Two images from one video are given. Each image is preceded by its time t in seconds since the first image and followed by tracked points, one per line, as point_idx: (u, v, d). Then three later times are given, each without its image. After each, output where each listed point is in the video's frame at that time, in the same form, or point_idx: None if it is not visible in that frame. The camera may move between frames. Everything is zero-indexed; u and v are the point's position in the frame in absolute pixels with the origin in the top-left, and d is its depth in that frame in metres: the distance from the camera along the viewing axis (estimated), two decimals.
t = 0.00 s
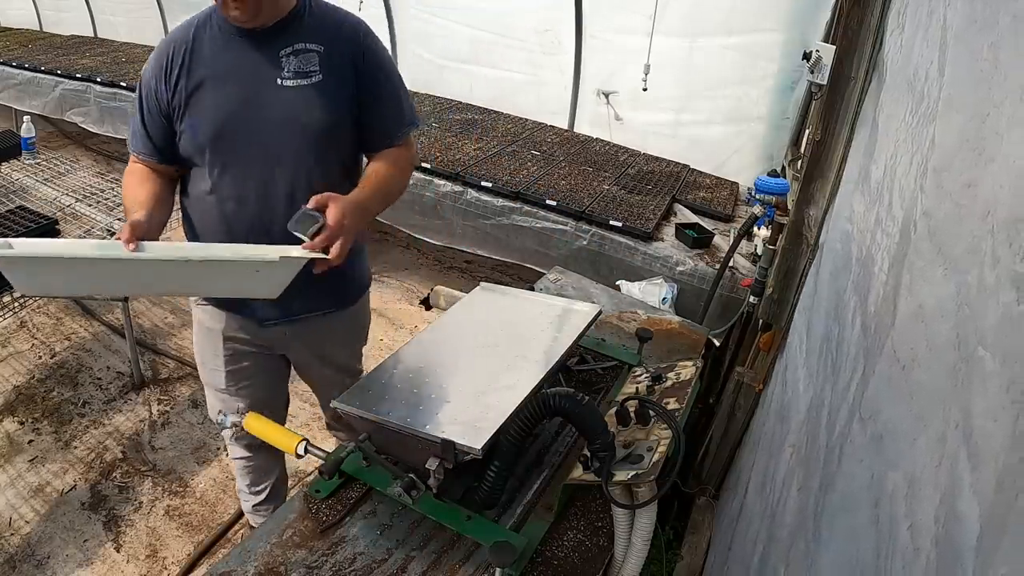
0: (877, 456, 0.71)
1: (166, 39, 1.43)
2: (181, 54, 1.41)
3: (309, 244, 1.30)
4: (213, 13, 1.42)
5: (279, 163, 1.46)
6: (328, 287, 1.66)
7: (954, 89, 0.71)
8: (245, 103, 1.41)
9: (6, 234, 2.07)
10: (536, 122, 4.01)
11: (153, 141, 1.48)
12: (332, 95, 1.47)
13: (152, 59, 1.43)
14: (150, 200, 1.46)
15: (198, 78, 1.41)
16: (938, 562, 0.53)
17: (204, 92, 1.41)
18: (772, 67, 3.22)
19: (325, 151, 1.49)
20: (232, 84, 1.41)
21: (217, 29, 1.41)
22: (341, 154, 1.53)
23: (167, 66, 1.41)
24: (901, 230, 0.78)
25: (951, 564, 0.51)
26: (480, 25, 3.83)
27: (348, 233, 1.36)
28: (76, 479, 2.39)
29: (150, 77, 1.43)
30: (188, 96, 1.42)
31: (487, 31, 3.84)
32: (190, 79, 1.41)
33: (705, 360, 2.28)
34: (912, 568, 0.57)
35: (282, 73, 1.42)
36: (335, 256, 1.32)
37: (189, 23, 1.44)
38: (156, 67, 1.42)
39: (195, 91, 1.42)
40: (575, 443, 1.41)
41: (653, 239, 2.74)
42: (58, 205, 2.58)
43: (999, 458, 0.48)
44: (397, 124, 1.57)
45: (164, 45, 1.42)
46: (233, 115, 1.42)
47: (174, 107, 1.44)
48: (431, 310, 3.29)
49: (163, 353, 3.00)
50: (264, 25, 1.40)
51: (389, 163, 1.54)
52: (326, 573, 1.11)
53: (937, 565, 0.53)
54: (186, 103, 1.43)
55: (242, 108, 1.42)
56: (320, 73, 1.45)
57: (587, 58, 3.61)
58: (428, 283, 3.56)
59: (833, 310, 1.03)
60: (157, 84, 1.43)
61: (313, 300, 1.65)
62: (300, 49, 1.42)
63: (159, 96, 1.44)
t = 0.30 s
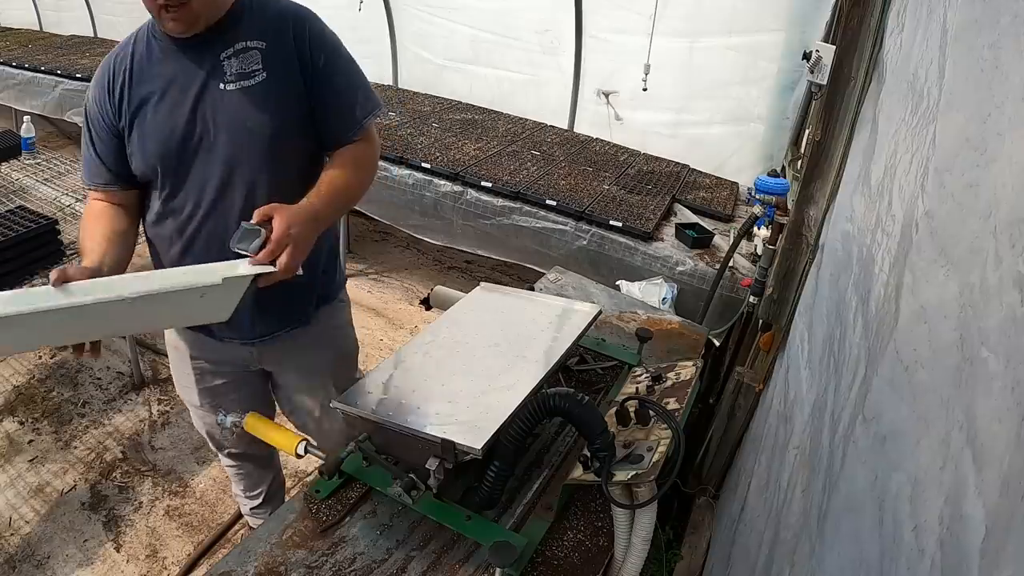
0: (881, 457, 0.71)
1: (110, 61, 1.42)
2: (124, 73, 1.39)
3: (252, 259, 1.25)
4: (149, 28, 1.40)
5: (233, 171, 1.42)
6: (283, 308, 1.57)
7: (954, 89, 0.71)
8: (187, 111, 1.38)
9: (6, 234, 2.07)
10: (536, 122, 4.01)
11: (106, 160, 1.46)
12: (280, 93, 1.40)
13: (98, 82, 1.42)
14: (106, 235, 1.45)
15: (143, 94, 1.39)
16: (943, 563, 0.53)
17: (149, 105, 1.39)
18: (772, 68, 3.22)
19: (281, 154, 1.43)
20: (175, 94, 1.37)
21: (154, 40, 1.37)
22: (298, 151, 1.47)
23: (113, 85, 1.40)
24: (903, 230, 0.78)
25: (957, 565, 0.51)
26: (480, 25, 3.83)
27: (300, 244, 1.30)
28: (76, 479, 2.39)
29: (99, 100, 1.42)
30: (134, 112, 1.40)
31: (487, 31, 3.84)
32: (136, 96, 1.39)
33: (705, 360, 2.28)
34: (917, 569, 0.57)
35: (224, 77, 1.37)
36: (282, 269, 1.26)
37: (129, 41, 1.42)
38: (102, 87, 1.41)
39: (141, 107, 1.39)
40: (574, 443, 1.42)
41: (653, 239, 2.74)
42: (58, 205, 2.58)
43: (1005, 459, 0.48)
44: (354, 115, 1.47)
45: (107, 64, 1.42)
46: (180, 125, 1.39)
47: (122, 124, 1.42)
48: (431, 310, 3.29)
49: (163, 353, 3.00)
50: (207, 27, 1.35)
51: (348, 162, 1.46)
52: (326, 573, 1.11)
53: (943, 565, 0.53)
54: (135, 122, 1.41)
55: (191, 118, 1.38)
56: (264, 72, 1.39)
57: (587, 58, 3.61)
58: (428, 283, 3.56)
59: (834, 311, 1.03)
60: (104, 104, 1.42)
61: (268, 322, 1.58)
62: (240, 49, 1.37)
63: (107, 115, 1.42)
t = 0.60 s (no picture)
0: (885, 458, 0.71)
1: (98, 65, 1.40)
2: (114, 79, 1.38)
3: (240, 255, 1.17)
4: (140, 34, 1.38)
5: (226, 178, 1.41)
6: (276, 311, 1.55)
7: (954, 89, 0.71)
8: (179, 117, 1.37)
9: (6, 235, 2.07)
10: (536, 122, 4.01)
11: (95, 167, 1.45)
12: (275, 99, 1.40)
13: (86, 87, 1.41)
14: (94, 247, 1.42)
15: (134, 102, 1.38)
16: (946, 563, 0.53)
17: (140, 111, 1.38)
18: (772, 68, 3.22)
19: (276, 161, 1.43)
20: (166, 98, 1.37)
21: (145, 45, 1.37)
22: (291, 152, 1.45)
23: (102, 91, 1.39)
24: (904, 230, 0.78)
25: (959, 565, 0.51)
26: (480, 25, 3.83)
27: (290, 248, 1.24)
28: (76, 479, 2.39)
29: (87, 105, 1.41)
30: (125, 119, 1.40)
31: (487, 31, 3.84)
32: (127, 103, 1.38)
33: (705, 360, 2.28)
34: (920, 569, 0.58)
35: (218, 81, 1.36)
36: (267, 270, 1.20)
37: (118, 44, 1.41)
38: (89, 93, 1.40)
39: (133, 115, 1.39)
40: (575, 443, 1.42)
41: (653, 239, 2.74)
42: (58, 205, 2.58)
43: (1007, 460, 0.48)
44: (354, 123, 1.47)
45: (95, 69, 1.41)
46: (173, 133, 1.38)
47: (112, 131, 1.41)
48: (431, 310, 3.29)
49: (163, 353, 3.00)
50: (207, 27, 1.34)
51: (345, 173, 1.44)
52: (326, 573, 1.11)
53: (946, 566, 0.54)
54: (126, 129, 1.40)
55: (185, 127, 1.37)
56: (259, 77, 1.38)
57: (587, 58, 3.61)
58: (428, 283, 3.56)
59: (836, 311, 1.03)
60: (92, 110, 1.41)
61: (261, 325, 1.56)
62: (235, 53, 1.36)
63: (96, 122, 1.42)
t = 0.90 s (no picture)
0: (885, 459, 0.71)
1: (134, 56, 1.36)
2: (149, 72, 1.33)
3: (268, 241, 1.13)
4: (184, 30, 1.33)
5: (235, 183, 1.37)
6: (273, 337, 1.47)
7: (955, 90, 0.71)
8: (213, 121, 1.32)
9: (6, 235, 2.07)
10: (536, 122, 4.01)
11: (115, 161, 1.41)
12: (317, 113, 1.35)
13: (116, 78, 1.36)
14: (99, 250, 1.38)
15: (167, 99, 1.33)
16: (946, 563, 0.53)
17: (170, 107, 1.33)
18: (772, 68, 3.22)
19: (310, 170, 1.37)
20: (202, 100, 1.31)
21: (188, 43, 1.32)
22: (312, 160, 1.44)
23: (134, 83, 1.34)
24: (905, 230, 0.78)
25: (958, 566, 0.51)
26: (480, 25, 3.82)
27: (323, 245, 1.19)
28: (76, 479, 2.39)
29: (116, 96, 1.36)
30: (152, 116, 1.34)
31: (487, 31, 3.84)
32: (158, 98, 1.33)
33: (705, 360, 2.28)
34: (920, 569, 0.58)
35: (262, 91, 1.32)
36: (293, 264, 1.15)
37: (159, 36, 1.36)
38: (120, 82, 1.35)
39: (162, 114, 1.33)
40: (575, 443, 1.42)
41: (653, 239, 2.74)
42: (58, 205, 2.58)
43: (1005, 460, 0.48)
44: (394, 149, 1.44)
45: (131, 59, 1.36)
46: (198, 134, 1.32)
47: (136, 125, 1.36)
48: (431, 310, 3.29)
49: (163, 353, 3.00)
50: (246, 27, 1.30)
51: (391, 190, 1.41)
52: (326, 573, 1.11)
53: (945, 566, 0.54)
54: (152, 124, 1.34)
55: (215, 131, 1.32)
56: (303, 90, 1.34)
57: (587, 58, 3.61)
58: (428, 283, 3.56)
59: (836, 311, 1.03)
60: (120, 101, 1.36)
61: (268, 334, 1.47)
62: (280, 63, 1.33)
63: (121, 113, 1.36)
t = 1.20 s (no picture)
0: (881, 457, 0.71)
1: (168, 49, 1.32)
2: (183, 69, 1.29)
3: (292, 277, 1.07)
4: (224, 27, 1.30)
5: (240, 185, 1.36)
6: (273, 352, 1.46)
7: (955, 90, 0.71)
8: (242, 128, 1.28)
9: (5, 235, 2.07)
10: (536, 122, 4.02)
11: (144, 158, 1.37)
12: (348, 132, 1.30)
13: (149, 71, 1.32)
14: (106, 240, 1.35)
15: (196, 98, 1.29)
16: (943, 563, 0.53)
17: (200, 108, 1.29)
18: (772, 68, 3.22)
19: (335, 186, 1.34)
20: (234, 104, 1.28)
21: (225, 42, 1.29)
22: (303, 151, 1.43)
23: (166, 78, 1.30)
24: (904, 231, 0.78)
25: (955, 566, 0.51)
26: (480, 24, 3.82)
27: (349, 280, 1.12)
28: (76, 479, 2.39)
29: (146, 89, 1.32)
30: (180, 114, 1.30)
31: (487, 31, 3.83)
32: (188, 96, 1.29)
33: (705, 360, 2.28)
34: (917, 569, 0.58)
35: (292, 104, 1.28)
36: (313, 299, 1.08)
37: (196, 31, 1.32)
38: (152, 76, 1.31)
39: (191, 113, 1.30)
40: (575, 443, 1.42)
41: (653, 239, 2.74)
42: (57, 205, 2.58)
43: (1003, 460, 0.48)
44: (423, 176, 1.38)
45: (165, 52, 1.32)
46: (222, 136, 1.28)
47: (163, 121, 1.32)
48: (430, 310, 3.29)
49: (163, 353, 3.00)
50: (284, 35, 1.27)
51: (420, 222, 1.35)
52: (326, 573, 1.11)
53: (942, 566, 0.53)
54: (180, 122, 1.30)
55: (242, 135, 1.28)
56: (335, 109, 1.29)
57: (587, 57, 3.61)
58: (427, 283, 3.56)
59: (833, 311, 1.03)
60: (149, 94, 1.32)
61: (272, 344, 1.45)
62: (314, 78, 1.28)
63: (150, 109, 1.32)
